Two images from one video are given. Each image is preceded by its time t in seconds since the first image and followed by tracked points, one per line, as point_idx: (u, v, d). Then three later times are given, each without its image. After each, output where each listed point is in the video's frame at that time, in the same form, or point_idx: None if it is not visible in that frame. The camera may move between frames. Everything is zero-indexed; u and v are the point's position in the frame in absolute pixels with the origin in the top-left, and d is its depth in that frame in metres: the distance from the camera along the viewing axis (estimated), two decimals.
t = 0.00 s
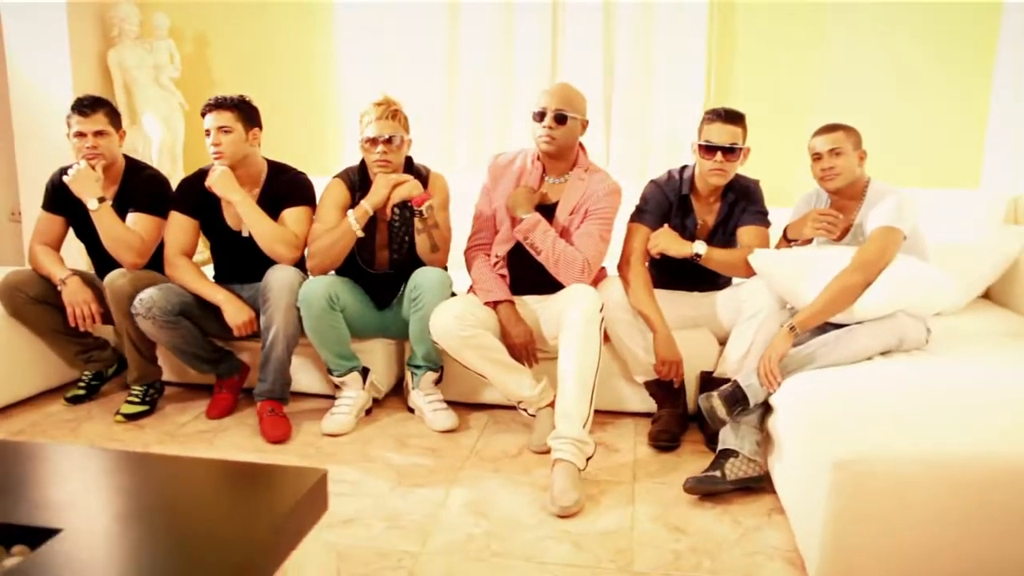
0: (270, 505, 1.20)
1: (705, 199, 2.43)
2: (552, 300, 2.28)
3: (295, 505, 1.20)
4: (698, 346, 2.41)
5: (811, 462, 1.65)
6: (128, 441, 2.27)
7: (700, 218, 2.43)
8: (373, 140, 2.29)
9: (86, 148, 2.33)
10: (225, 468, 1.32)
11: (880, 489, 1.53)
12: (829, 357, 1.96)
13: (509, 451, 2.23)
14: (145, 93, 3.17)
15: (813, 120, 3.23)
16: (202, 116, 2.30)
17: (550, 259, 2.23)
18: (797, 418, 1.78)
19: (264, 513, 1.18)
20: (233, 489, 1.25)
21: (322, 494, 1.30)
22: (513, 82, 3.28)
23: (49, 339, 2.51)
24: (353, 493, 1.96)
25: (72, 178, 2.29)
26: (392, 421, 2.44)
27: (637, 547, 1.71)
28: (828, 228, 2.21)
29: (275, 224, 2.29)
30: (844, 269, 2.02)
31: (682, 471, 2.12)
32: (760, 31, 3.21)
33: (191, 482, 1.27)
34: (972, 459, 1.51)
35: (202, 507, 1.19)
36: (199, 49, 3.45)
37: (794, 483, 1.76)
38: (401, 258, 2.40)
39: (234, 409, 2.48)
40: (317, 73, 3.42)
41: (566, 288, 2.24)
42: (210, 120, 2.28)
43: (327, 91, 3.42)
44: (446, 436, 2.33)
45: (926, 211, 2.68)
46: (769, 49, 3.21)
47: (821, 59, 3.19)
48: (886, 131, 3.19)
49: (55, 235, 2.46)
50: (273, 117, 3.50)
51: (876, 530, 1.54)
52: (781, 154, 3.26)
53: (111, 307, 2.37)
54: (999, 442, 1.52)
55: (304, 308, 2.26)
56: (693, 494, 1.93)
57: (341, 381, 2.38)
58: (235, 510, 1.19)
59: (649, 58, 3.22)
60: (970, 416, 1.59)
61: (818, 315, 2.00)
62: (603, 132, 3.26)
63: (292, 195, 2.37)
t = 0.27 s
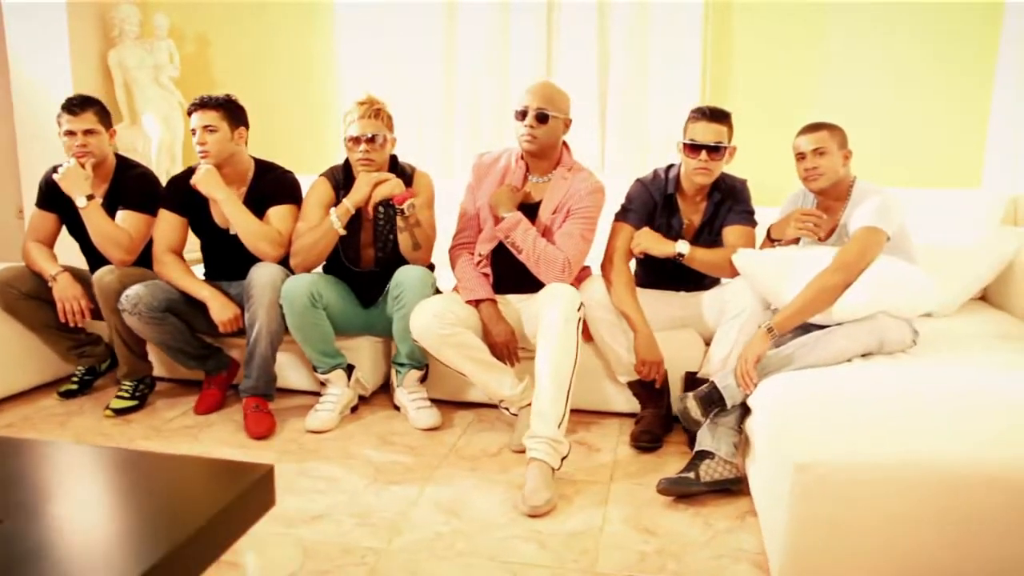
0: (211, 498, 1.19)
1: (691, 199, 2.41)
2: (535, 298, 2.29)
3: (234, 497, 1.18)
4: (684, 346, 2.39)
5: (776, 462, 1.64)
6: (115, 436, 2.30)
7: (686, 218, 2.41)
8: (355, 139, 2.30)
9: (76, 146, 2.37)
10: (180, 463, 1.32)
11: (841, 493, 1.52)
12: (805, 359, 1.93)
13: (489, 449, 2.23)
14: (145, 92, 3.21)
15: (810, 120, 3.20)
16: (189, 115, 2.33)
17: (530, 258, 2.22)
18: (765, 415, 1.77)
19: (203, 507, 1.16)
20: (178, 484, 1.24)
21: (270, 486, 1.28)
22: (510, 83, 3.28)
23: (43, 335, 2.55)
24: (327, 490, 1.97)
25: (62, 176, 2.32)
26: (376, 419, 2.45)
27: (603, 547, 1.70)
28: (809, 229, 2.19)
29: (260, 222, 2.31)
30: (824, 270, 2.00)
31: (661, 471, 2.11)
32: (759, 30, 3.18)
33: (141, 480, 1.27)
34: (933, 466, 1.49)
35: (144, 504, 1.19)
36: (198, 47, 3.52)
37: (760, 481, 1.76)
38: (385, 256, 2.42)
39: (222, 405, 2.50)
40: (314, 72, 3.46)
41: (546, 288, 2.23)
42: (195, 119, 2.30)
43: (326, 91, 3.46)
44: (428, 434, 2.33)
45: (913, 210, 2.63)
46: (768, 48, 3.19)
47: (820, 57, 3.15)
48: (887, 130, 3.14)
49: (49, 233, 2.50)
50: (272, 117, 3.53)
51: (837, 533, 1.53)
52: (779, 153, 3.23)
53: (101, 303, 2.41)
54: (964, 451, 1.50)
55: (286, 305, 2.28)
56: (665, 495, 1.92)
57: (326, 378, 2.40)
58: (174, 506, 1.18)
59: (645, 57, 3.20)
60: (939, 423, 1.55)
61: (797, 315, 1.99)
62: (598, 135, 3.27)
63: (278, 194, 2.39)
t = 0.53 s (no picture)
0: (156, 499, 1.14)
1: (690, 197, 2.35)
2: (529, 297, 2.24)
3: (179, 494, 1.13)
4: (682, 348, 2.33)
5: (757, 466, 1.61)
6: (104, 433, 2.29)
7: (685, 216, 2.35)
8: (347, 135, 2.27)
9: (69, 143, 2.36)
10: (141, 461, 1.28)
11: (819, 501, 1.49)
12: (800, 362, 1.88)
13: (479, 451, 2.19)
14: (147, 90, 3.28)
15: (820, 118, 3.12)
16: (181, 111, 2.32)
17: (522, 257, 2.18)
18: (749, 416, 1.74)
19: (145, 507, 1.11)
20: (129, 485, 1.19)
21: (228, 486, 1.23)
22: (513, 80, 3.24)
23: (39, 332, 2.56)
24: (311, 491, 1.94)
25: (55, 173, 2.32)
26: (369, 420, 2.42)
27: (585, 553, 1.65)
28: (810, 230, 2.12)
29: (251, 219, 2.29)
30: (822, 271, 1.94)
31: (653, 476, 2.05)
32: (766, 26, 3.11)
33: (99, 476, 1.23)
34: (915, 476, 1.45)
35: (88, 500, 1.15)
36: (203, 45, 3.57)
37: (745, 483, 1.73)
38: (378, 254, 2.38)
39: (216, 404, 2.48)
40: (320, 69, 3.47)
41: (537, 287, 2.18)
42: (188, 116, 2.29)
43: (331, 89, 3.46)
44: (419, 436, 2.29)
45: (917, 207, 2.51)
46: (776, 45, 3.12)
47: (830, 54, 3.08)
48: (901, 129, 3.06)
49: (44, 230, 2.50)
50: (277, 117, 3.55)
51: (816, 543, 1.50)
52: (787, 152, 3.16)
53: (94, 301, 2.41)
54: (950, 459, 1.45)
55: (276, 304, 2.25)
56: (654, 501, 1.87)
57: (317, 378, 2.37)
58: (119, 502, 1.14)
59: (650, 54, 3.15)
60: (924, 427, 1.49)
61: (792, 317, 1.92)
62: (603, 133, 3.21)
63: (271, 191, 2.37)
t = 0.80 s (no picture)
0: (118, 491, 1.15)
1: (683, 197, 2.34)
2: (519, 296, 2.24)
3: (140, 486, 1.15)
4: (673, 350, 2.32)
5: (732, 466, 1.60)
6: (102, 428, 2.33)
7: (679, 217, 2.34)
8: (339, 135, 2.29)
9: (71, 143, 2.41)
10: (111, 452, 1.30)
11: (789, 502, 1.48)
12: (785, 364, 1.87)
13: (468, 450, 2.20)
14: (155, 89, 3.34)
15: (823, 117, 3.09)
16: (178, 111, 2.35)
17: (511, 256, 2.18)
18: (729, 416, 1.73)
19: (108, 497, 1.13)
20: (94, 476, 1.21)
21: (196, 479, 1.25)
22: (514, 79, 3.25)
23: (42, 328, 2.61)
24: (298, 487, 1.96)
25: (56, 172, 2.36)
26: (362, 418, 2.43)
27: (562, 553, 1.65)
28: (800, 232, 2.11)
29: (246, 218, 2.32)
30: (810, 273, 1.92)
31: (640, 476, 2.05)
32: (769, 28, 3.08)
33: (69, 467, 1.26)
34: (889, 480, 1.44)
35: (54, 492, 1.17)
36: (211, 45, 3.62)
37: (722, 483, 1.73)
38: (372, 254, 2.40)
39: (214, 400, 2.51)
40: (323, 71, 3.51)
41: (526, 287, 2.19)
42: (185, 116, 2.32)
43: (336, 89, 3.49)
44: (410, 434, 2.31)
45: (913, 207, 2.42)
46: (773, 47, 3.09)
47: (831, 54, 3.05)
48: (906, 131, 3.02)
49: (48, 228, 2.55)
50: (283, 116, 3.58)
51: (784, 543, 1.49)
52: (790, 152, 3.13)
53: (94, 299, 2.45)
54: (926, 464, 1.43)
55: (268, 302, 2.28)
56: (637, 502, 1.86)
57: (311, 376, 2.39)
58: (84, 492, 1.16)
59: (650, 54, 3.13)
60: (907, 433, 1.46)
61: (777, 319, 1.91)
62: (604, 134, 3.21)
63: (266, 191, 2.39)
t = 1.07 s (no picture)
0: (101, 479, 1.18)
1: (687, 197, 2.33)
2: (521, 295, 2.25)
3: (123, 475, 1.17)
4: (676, 351, 2.32)
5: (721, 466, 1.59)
6: (112, 421, 2.38)
7: (682, 217, 2.33)
8: (344, 136, 2.32)
9: (85, 141, 2.46)
10: (102, 444, 1.33)
11: (774, 503, 1.46)
12: (783, 365, 1.86)
13: (468, 448, 2.21)
14: (174, 89, 3.41)
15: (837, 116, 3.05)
16: (188, 111, 2.39)
17: (511, 255, 2.18)
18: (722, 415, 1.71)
19: (91, 485, 1.16)
20: (83, 465, 1.23)
21: (180, 472, 1.27)
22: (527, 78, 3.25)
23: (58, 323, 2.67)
24: (296, 482, 1.98)
25: (69, 170, 2.42)
26: (366, 415, 2.46)
27: (552, 552, 1.66)
28: (801, 233, 2.09)
29: (253, 217, 2.35)
30: (808, 274, 1.90)
31: (638, 476, 2.04)
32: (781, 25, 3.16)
33: (59, 458, 1.29)
34: (877, 486, 1.41)
35: (41, 480, 1.20)
36: (229, 46, 3.68)
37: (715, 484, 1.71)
38: (378, 252, 2.43)
39: (223, 396, 2.55)
40: (338, 71, 3.54)
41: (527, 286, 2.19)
42: (194, 116, 2.36)
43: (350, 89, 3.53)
44: (412, 431, 2.33)
45: (915, 207, 2.37)
46: (796, 41, 3.15)
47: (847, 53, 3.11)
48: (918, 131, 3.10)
49: (64, 225, 2.62)
50: (299, 116, 3.63)
51: (771, 546, 1.47)
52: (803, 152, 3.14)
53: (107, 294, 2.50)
54: (911, 468, 1.40)
55: (273, 298, 2.31)
56: (631, 502, 1.86)
57: (317, 373, 2.41)
58: (69, 480, 1.19)
59: (662, 54, 3.11)
60: (896, 440, 1.44)
61: (774, 320, 1.90)
62: (616, 133, 3.20)
63: (273, 189, 2.43)
